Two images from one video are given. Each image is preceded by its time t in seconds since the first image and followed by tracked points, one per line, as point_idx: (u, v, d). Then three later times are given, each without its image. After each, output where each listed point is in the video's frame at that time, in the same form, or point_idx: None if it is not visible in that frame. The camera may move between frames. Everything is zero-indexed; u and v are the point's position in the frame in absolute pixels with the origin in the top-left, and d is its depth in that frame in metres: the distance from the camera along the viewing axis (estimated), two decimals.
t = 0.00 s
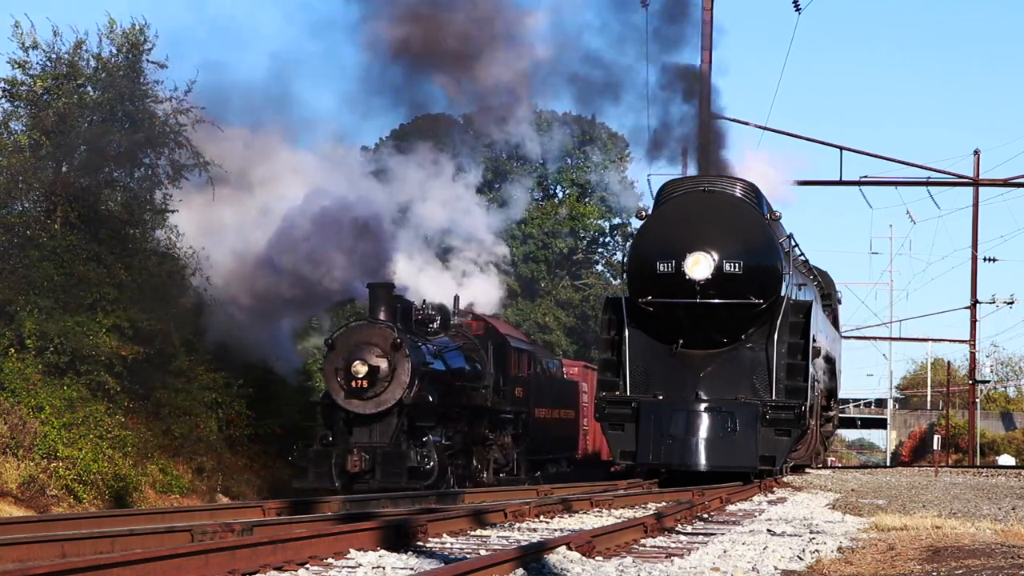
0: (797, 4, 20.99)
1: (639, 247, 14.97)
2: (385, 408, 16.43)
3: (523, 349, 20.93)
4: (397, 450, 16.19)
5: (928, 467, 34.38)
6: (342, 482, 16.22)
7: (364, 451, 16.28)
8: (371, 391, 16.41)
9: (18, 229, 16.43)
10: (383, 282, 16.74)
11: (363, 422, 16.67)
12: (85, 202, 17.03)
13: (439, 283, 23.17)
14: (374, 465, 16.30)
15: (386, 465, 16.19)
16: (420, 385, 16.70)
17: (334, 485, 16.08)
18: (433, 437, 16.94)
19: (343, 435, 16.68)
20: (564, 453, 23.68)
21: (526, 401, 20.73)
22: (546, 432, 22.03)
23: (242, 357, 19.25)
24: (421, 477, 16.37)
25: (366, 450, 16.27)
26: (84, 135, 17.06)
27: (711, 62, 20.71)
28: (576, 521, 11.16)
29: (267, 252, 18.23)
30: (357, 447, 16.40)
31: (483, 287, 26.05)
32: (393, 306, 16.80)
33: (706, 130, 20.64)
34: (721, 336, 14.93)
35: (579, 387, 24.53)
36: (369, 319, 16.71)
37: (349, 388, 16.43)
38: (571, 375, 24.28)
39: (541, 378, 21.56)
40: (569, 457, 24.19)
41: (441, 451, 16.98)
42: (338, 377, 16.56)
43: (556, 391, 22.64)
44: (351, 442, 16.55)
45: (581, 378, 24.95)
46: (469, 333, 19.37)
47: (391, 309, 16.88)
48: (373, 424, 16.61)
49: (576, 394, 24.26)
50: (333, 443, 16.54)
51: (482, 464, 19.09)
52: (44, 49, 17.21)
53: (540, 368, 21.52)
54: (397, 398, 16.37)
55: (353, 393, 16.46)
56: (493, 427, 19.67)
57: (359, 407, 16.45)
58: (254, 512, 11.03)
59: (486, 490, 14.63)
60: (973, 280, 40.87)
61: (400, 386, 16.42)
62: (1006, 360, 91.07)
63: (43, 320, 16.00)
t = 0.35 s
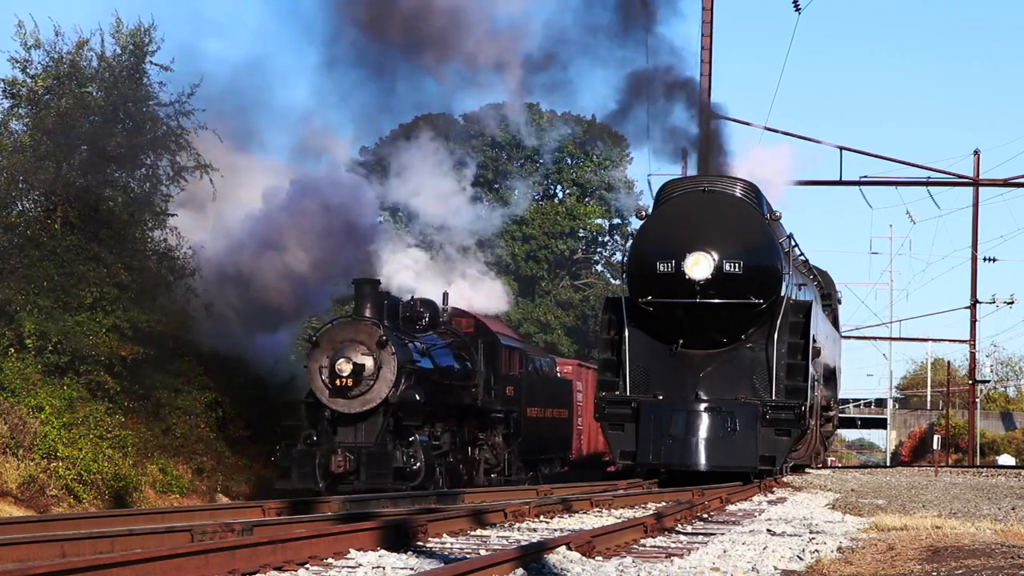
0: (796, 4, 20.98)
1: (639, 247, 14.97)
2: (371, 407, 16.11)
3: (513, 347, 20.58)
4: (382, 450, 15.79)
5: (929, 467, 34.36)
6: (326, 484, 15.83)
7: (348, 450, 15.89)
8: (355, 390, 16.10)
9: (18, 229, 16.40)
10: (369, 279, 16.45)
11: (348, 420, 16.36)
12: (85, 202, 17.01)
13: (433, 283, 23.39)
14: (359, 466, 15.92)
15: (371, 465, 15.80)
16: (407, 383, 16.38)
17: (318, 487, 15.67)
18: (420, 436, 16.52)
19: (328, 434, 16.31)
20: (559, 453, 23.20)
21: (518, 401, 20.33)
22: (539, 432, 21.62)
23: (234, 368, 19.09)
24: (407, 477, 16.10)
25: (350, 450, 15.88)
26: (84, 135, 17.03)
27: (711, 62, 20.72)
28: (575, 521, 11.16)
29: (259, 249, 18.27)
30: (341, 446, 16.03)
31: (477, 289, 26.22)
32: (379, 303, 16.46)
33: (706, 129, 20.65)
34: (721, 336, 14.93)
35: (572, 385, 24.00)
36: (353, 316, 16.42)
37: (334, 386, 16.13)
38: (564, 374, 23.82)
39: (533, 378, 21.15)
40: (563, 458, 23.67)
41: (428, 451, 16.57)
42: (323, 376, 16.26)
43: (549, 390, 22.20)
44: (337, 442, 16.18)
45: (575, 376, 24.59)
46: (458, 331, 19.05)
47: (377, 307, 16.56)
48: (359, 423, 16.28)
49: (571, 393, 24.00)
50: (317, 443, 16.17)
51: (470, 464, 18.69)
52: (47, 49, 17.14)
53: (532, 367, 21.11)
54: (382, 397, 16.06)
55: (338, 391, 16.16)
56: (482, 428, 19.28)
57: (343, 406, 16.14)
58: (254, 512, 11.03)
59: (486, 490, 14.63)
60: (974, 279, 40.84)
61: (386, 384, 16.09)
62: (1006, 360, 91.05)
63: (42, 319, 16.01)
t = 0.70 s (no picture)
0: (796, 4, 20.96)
1: (639, 247, 14.97)
2: (354, 407, 15.40)
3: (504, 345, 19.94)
4: (368, 449, 15.15)
5: (929, 467, 34.35)
6: (309, 485, 15.05)
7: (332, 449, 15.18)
8: (338, 389, 15.41)
9: (18, 229, 16.40)
10: (354, 275, 15.80)
11: (332, 421, 15.66)
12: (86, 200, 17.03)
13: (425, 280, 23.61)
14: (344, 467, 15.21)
15: (357, 464, 15.13)
16: (393, 383, 15.70)
17: (301, 488, 14.93)
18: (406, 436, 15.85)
19: (312, 435, 15.61)
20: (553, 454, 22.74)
21: (508, 400, 19.72)
22: (530, 434, 21.02)
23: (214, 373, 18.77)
24: (392, 478, 15.47)
25: (334, 450, 15.17)
26: (86, 135, 17.01)
27: (711, 62, 20.70)
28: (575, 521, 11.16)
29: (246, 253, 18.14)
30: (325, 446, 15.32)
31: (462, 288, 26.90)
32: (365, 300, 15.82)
33: (706, 129, 20.63)
34: (721, 336, 14.93)
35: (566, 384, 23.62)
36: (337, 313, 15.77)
37: (317, 386, 15.44)
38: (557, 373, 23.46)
39: (523, 379, 20.54)
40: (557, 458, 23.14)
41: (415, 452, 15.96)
42: (306, 375, 15.59)
43: (540, 390, 21.62)
44: (321, 442, 15.50)
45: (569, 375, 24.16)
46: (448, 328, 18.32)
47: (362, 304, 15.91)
48: (344, 423, 15.59)
49: (565, 391, 23.67)
50: (300, 443, 15.49)
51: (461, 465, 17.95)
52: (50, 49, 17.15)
53: (523, 366, 20.52)
54: (366, 396, 15.36)
55: (320, 390, 15.46)
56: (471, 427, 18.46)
57: (327, 406, 15.45)
58: (254, 512, 11.03)
59: (486, 490, 14.62)
60: (974, 279, 40.83)
61: (370, 383, 15.40)
62: (1006, 360, 91.04)
63: (42, 319, 16.06)
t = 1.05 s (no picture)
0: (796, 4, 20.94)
1: (639, 247, 14.96)
2: (337, 405, 15.10)
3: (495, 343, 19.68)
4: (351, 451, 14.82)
5: (929, 467, 34.36)
6: (291, 486, 14.76)
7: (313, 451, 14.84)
8: (321, 387, 15.10)
9: (18, 229, 16.43)
10: (337, 270, 15.53)
11: (314, 420, 15.34)
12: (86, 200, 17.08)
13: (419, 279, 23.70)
14: (326, 467, 14.91)
15: (338, 466, 14.80)
16: (377, 381, 15.39)
17: (282, 490, 14.62)
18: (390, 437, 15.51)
19: (294, 434, 15.28)
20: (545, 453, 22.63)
21: (499, 399, 19.46)
22: (523, 433, 20.79)
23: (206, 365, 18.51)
24: (375, 479, 15.16)
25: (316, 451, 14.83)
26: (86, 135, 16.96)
27: (711, 61, 20.69)
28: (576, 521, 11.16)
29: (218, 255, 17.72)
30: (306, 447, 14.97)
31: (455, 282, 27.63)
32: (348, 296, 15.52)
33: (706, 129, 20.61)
34: (721, 336, 14.93)
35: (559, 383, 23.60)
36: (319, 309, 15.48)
37: (299, 384, 15.12)
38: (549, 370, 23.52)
39: (515, 377, 20.29)
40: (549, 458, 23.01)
41: (400, 451, 15.64)
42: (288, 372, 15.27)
43: (532, 389, 21.40)
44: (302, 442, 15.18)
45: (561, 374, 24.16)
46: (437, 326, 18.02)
47: (345, 300, 15.62)
48: (327, 422, 15.27)
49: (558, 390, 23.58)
50: (282, 443, 15.18)
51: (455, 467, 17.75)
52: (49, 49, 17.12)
53: (514, 364, 20.26)
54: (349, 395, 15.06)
55: (303, 389, 15.15)
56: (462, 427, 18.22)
57: (309, 405, 15.12)
58: (254, 512, 11.03)
59: (486, 490, 14.62)
60: (974, 279, 40.85)
61: (353, 381, 15.10)
62: (1006, 360, 91.06)
63: (43, 318, 16.10)
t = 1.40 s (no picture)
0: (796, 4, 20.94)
1: (640, 247, 14.97)
2: (319, 404, 14.96)
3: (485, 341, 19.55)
4: (331, 450, 14.65)
5: (929, 467, 34.34)
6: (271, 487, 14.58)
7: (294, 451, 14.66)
8: (302, 385, 14.95)
9: (17, 229, 16.38)
10: (319, 267, 15.42)
11: (294, 419, 15.21)
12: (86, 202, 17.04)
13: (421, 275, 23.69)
14: (306, 467, 14.69)
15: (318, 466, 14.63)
16: (360, 379, 15.26)
17: (261, 491, 14.39)
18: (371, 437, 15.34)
19: (274, 434, 15.17)
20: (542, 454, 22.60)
21: (490, 399, 19.33)
22: (514, 433, 20.65)
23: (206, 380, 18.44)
24: (358, 480, 14.97)
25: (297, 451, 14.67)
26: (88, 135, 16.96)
27: (711, 62, 20.70)
28: (575, 521, 11.15)
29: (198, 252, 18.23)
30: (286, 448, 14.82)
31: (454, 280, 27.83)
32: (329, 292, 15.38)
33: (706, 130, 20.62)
34: (721, 336, 14.93)
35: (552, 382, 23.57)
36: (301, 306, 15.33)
37: (279, 382, 14.96)
38: (542, 370, 23.50)
39: (505, 376, 20.17)
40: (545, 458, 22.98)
41: (383, 451, 15.48)
42: (268, 371, 15.11)
43: (524, 388, 21.29)
44: (282, 442, 15.07)
45: (555, 373, 24.13)
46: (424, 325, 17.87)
47: (327, 296, 15.46)
48: (308, 421, 15.14)
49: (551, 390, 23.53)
50: (262, 443, 15.06)
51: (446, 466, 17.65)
52: (50, 50, 17.11)
53: (505, 362, 20.15)
54: (331, 394, 14.93)
55: (284, 387, 15.00)
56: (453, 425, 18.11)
57: (291, 403, 14.98)
58: (254, 511, 11.04)
59: (485, 490, 14.63)
60: (974, 279, 40.80)
61: (335, 379, 14.96)
62: (1006, 360, 91.04)
63: (43, 318, 16.04)
